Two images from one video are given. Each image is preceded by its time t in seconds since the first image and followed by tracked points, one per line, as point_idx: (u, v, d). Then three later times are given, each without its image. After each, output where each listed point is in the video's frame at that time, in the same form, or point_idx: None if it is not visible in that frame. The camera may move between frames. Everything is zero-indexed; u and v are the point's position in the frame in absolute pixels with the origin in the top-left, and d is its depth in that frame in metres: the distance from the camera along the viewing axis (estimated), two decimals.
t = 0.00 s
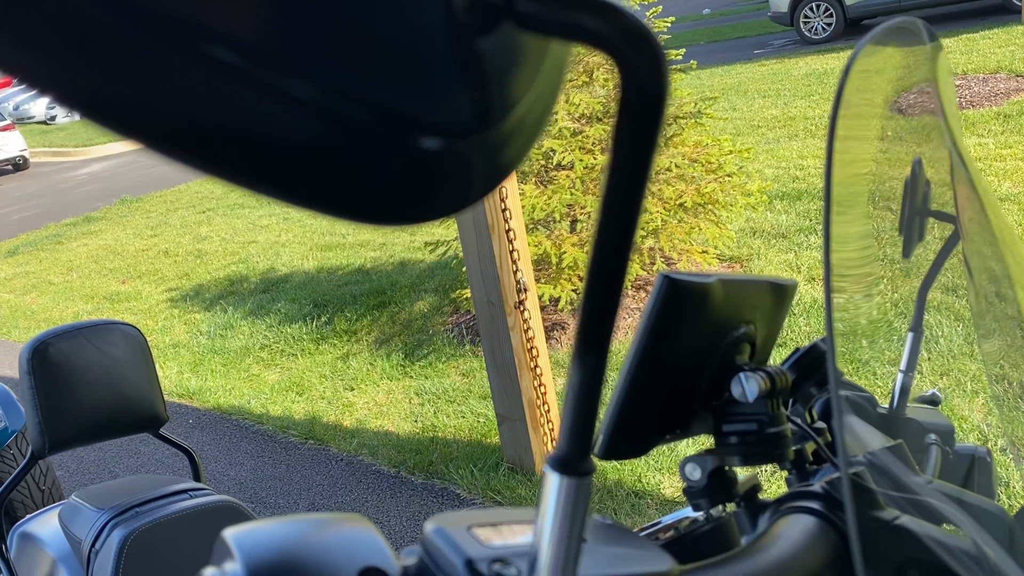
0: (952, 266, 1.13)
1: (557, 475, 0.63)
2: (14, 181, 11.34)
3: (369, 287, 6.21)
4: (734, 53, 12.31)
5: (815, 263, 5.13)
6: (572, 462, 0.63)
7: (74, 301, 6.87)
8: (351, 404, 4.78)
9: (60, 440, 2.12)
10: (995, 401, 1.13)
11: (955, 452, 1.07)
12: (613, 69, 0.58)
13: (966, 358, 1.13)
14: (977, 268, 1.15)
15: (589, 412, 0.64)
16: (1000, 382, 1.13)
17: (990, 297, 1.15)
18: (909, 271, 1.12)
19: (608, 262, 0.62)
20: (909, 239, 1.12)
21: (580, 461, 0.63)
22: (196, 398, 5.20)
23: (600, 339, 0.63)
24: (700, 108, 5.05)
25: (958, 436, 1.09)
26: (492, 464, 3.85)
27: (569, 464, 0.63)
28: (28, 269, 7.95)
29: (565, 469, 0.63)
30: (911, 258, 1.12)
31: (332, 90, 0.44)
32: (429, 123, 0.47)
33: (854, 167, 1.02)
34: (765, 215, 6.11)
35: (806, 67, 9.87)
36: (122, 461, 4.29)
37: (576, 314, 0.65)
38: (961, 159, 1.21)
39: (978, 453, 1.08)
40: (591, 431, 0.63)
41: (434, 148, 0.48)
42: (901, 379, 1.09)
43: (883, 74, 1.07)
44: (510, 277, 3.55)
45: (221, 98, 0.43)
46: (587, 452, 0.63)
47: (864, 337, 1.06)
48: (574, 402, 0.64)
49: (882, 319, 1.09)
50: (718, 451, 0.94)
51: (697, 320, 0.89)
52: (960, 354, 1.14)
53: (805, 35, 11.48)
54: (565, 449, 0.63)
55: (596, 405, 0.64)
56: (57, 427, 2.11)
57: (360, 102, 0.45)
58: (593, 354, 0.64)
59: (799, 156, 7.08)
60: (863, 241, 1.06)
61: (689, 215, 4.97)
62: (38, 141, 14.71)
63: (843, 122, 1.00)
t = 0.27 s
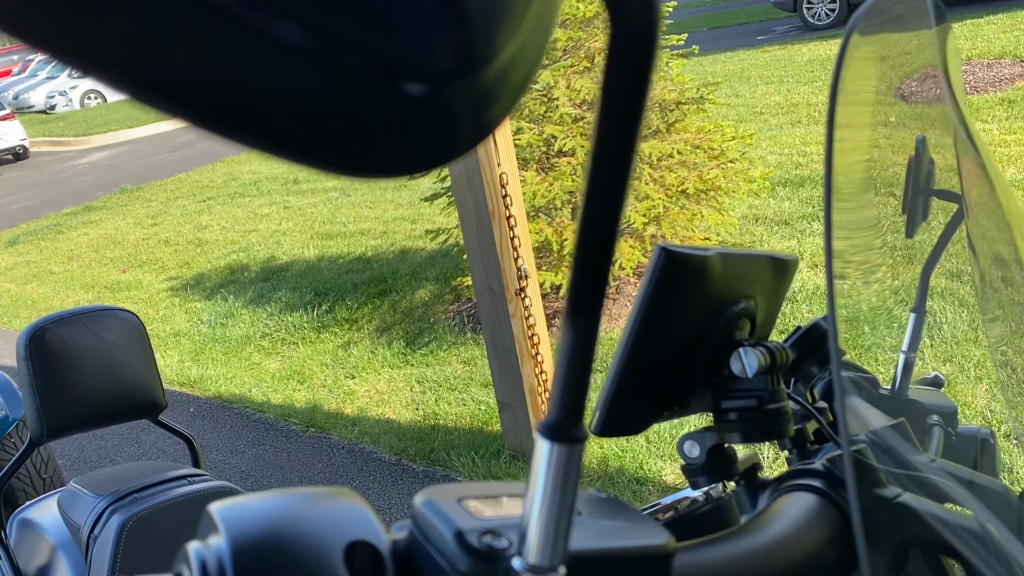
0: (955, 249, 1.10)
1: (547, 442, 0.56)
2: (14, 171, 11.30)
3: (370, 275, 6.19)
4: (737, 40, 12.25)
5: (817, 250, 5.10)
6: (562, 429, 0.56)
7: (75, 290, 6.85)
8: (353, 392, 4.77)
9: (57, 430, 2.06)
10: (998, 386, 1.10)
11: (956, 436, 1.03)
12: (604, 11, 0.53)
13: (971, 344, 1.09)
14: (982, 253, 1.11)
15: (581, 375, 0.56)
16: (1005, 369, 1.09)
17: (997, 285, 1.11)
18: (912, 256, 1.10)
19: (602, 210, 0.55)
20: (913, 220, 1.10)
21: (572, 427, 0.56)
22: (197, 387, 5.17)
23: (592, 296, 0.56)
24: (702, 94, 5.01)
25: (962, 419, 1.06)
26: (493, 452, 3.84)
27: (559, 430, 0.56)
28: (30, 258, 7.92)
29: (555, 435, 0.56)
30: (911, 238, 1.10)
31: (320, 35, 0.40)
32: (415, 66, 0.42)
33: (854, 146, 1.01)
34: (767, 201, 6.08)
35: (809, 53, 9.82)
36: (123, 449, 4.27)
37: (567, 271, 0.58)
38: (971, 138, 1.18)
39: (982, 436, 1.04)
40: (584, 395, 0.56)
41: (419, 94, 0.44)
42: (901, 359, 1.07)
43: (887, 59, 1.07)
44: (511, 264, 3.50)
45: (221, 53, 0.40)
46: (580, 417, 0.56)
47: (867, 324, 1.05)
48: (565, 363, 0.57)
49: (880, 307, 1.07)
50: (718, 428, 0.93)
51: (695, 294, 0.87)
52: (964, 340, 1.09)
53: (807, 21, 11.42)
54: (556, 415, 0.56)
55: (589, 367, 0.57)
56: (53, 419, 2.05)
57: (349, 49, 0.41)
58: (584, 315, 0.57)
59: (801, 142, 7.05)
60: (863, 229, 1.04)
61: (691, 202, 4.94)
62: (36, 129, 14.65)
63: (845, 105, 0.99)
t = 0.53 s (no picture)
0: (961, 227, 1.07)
1: (543, 404, 0.52)
2: (15, 159, 11.25)
3: (371, 263, 6.16)
4: (739, 25, 12.18)
5: (820, 235, 5.06)
6: (559, 390, 0.52)
7: (75, 278, 6.80)
8: (354, 379, 4.74)
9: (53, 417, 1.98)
10: (1003, 368, 1.06)
11: (959, 415, 1.01)
12: None
13: (975, 330, 1.07)
14: (989, 231, 1.06)
15: (579, 336, 0.53)
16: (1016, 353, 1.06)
17: (1001, 267, 1.06)
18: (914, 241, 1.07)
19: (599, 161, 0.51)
20: (918, 196, 1.07)
21: (568, 389, 0.52)
22: (197, 373, 4.98)
23: (590, 254, 0.53)
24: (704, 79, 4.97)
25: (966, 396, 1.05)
26: (494, 437, 3.82)
27: (555, 392, 0.52)
28: (30, 246, 7.86)
29: (551, 397, 0.52)
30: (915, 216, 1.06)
31: None
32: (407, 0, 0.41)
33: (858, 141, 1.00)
34: (769, 187, 6.04)
35: (811, 38, 9.77)
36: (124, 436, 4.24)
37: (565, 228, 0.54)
38: (980, 107, 1.11)
39: (985, 414, 1.03)
40: (581, 355, 0.53)
41: (410, 31, 0.42)
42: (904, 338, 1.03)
43: (895, 44, 1.03)
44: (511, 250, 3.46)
45: None
46: (578, 378, 0.53)
47: (867, 310, 0.99)
48: (562, 321, 0.53)
49: (879, 292, 1.02)
50: (718, 402, 0.92)
51: (696, 266, 0.86)
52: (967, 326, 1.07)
53: (809, 7, 11.37)
54: (552, 376, 0.53)
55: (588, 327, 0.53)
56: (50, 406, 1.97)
57: None
58: (582, 273, 0.53)
59: (803, 128, 7.02)
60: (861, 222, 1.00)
61: (693, 186, 4.91)
62: (34, 117, 14.54)
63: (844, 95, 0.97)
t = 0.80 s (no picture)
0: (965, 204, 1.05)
1: (538, 359, 0.50)
2: (14, 144, 11.18)
3: (371, 248, 6.13)
4: (741, 11, 12.10)
5: (822, 219, 5.01)
6: (554, 344, 0.50)
7: (75, 264, 6.75)
8: (355, 363, 4.71)
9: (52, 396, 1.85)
10: (1006, 352, 1.06)
11: (963, 391, 0.99)
12: None
13: (977, 314, 1.06)
14: (995, 213, 1.05)
15: (575, 284, 0.49)
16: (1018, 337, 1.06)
17: (1007, 250, 1.05)
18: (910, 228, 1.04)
19: (597, 95, 0.47)
20: (921, 169, 1.04)
21: (564, 343, 0.50)
22: (198, 359, 5.08)
23: (587, 199, 0.49)
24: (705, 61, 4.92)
25: (968, 375, 1.03)
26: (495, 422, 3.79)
27: (551, 346, 0.50)
28: (30, 233, 7.80)
29: (546, 351, 0.50)
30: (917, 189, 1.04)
31: None
32: None
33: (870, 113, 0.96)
34: (771, 171, 5.99)
35: (813, 21, 9.69)
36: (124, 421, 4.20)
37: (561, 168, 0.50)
38: (993, 88, 1.10)
39: (989, 391, 1.01)
40: (579, 308, 0.50)
41: None
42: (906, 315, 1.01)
43: (897, 27, 0.98)
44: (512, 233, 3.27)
45: None
46: (574, 332, 0.50)
47: (868, 293, 0.96)
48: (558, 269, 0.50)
49: (879, 276, 0.99)
50: (719, 372, 0.90)
51: (697, 233, 0.84)
52: (970, 309, 1.06)
53: None
54: (548, 328, 0.50)
55: (585, 274, 0.49)
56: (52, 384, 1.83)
57: None
58: (579, 221, 0.50)
59: (806, 112, 6.97)
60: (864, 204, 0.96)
61: (694, 170, 4.85)
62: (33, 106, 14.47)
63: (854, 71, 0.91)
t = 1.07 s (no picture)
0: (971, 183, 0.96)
1: (531, 315, 0.49)
2: (13, 131, 11.09)
3: (371, 233, 6.11)
4: None
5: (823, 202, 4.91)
6: (547, 300, 0.48)
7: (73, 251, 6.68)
8: (354, 348, 4.65)
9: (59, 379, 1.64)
10: (1010, 335, 0.96)
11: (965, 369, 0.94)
12: None
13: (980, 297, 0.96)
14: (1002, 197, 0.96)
15: (566, 238, 0.48)
16: None
17: (1012, 232, 0.96)
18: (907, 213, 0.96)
19: (590, 40, 0.45)
20: (924, 145, 0.96)
21: (559, 299, 0.48)
22: (198, 344, 5.00)
23: (579, 147, 0.47)
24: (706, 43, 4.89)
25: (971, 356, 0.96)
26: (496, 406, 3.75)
27: (544, 301, 0.48)
28: (28, 219, 7.71)
29: (540, 307, 0.48)
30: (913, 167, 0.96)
31: None
32: None
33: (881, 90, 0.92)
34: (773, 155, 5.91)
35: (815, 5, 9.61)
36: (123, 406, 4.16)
37: (554, 116, 0.48)
38: (1009, 66, 1.02)
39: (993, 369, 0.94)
40: (572, 262, 0.48)
41: None
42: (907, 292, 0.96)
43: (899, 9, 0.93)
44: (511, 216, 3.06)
45: None
46: (569, 288, 0.49)
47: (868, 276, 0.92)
48: (550, 220, 0.48)
49: (878, 258, 0.94)
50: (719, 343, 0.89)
51: (697, 201, 0.82)
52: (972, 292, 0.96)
53: None
54: (541, 284, 0.49)
55: (577, 227, 0.48)
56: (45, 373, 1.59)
57: None
58: (572, 169, 0.48)
59: (807, 95, 6.91)
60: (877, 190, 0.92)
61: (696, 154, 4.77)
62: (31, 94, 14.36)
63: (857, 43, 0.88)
